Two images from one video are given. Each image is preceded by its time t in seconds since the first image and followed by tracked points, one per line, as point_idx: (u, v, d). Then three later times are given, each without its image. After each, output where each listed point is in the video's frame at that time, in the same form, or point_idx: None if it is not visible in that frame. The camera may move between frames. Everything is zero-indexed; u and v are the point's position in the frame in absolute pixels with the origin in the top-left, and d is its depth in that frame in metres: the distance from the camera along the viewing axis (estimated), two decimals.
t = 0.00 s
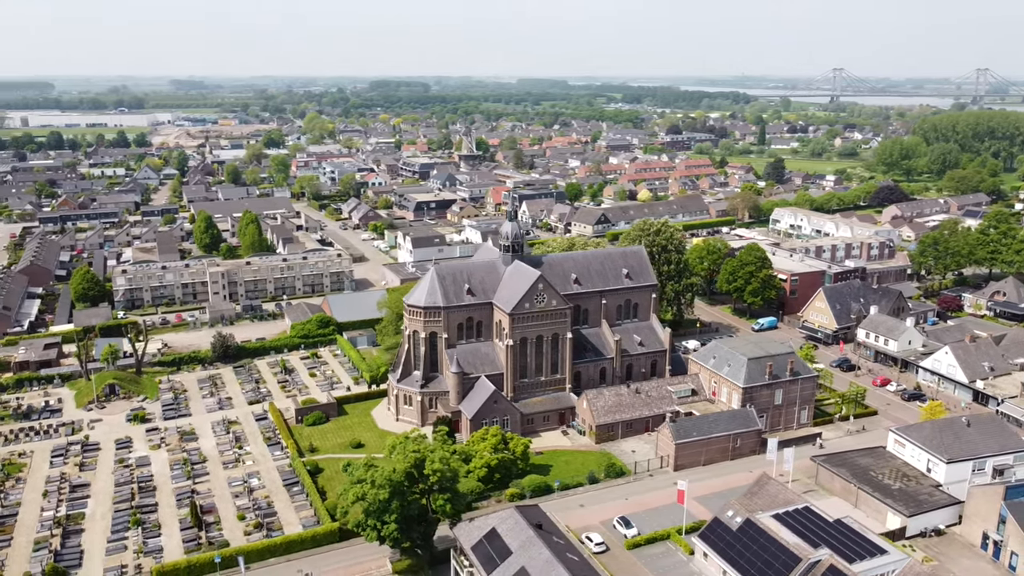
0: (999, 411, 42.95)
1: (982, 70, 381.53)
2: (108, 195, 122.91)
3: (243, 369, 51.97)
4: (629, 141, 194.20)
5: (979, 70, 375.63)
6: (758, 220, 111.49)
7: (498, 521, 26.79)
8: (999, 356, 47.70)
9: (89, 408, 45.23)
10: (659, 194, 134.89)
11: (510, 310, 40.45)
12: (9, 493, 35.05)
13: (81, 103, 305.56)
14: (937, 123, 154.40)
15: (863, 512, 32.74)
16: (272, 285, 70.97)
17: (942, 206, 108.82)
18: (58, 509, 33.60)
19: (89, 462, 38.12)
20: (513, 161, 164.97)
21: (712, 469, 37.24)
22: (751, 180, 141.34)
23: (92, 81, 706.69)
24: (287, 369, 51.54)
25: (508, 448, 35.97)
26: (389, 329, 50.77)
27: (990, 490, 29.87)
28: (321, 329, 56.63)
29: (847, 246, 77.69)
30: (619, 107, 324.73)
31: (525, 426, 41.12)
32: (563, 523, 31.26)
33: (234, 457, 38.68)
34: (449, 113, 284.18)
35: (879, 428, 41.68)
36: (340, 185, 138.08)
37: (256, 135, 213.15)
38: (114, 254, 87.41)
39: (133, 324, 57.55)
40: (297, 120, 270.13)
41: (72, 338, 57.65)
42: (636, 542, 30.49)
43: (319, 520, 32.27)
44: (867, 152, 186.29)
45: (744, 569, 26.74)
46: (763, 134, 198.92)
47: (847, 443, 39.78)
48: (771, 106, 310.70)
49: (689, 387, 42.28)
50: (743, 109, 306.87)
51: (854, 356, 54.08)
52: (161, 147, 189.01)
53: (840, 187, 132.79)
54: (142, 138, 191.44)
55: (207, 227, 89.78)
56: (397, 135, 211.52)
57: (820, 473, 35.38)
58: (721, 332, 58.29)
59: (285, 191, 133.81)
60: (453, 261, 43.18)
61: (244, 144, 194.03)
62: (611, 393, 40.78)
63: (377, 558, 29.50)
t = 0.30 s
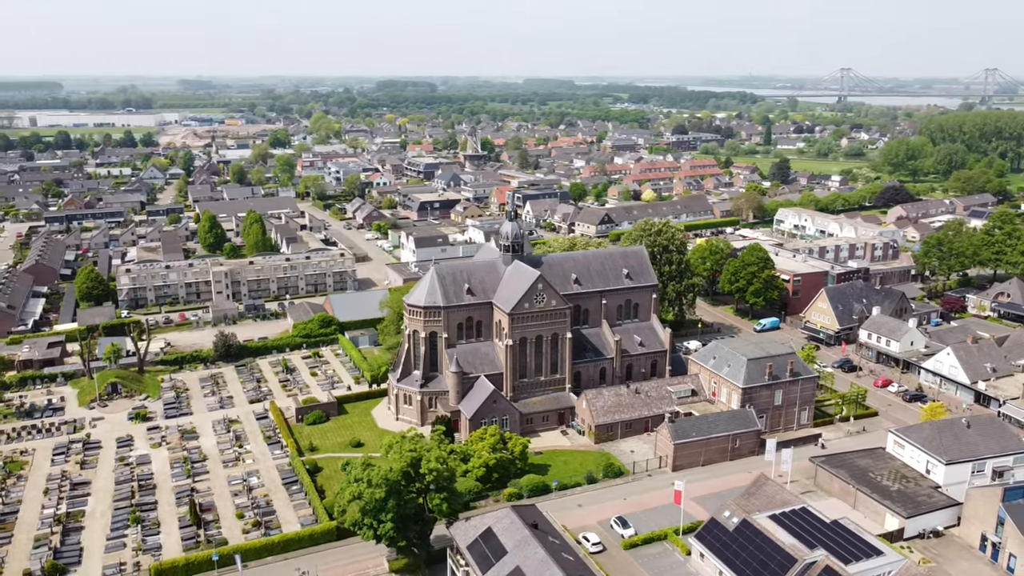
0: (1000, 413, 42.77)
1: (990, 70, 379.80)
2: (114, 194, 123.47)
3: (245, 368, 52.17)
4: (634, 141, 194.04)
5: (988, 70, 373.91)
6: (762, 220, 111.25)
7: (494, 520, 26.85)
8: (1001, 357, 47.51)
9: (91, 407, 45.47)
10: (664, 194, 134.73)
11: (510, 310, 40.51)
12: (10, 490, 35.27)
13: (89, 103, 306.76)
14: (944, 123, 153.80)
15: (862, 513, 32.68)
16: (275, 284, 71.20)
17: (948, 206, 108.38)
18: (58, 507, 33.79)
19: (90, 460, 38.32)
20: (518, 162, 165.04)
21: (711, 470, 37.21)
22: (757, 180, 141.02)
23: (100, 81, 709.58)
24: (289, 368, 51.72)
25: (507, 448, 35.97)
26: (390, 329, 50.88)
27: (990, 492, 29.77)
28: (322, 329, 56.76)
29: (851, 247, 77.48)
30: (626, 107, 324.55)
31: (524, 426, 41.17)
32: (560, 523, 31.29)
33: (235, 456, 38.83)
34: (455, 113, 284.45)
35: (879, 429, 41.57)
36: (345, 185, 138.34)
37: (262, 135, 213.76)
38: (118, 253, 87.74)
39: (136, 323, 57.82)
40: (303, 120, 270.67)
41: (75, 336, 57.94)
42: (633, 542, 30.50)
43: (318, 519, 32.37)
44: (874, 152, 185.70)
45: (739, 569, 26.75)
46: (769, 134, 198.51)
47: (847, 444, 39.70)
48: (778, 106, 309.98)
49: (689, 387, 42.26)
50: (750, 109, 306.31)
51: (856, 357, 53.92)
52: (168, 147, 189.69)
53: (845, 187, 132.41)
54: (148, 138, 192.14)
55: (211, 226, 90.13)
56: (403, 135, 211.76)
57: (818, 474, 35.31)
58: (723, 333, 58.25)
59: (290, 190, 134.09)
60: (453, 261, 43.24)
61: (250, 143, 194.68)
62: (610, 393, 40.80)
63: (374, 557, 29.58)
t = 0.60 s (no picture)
0: (1001, 414, 42.58)
1: (998, 70, 378.08)
2: (120, 193, 124.00)
3: (246, 367, 52.37)
4: (640, 141, 193.87)
5: (996, 70, 372.15)
6: (766, 221, 110.99)
7: (490, 519, 26.92)
8: (1003, 358, 47.32)
9: (92, 405, 45.69)
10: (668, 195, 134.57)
11: (509, 310, 40.59)
12: (11, 488, 35.50)
13: (97, 103, 307.94)
14: (950, 124, 153.13)
15: (860, 514, 32.62)
16: (278, 283, 71.45)
17: (953, 207, 107.98)
18: (58, 505, 33.99)
19: (91, 458, 38.54)
20: (523, 162, 165.06)
21: (709, 470, 37.17)
22: (761, 181, 140.75)
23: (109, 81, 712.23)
24: (290, 367, 51.87)
25: (505, 448, 35.97)
26: (391, 329, 51.02)
27: (988, 493, 29.69)
28: (324, 328, 56.88)
29: (854, 247, 77.29)
30: (632, 107, 324.25)
31: (523, 426, 41.23)
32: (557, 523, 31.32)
33: (234, 454, 38.97)
34: (461, 112, 284.69)
35: (879, 430, 41.46)
36: (350, 185, 138.59)
37: (268, 135, 214.21)
38: (123, 252, 88.10)
39: (139, 322, 58.11)
40: (309, 119, 271.07)
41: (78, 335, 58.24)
42: (629, 542, 30.51)
43: (316, 517, 32.49)
44: (880, 152, 185.08)
45: (734, 570, 26.73)
46: (774, 134, 198.15)
47: (847, 445, 39.59)
48: (784, 106, 309.28)
49: (688, 387, 42.25)
50: (757, 109, 305.74)
51: (857, 358, 53.81)
52: (174, 147, 190.35)
53: (850, 188, 132.06)
54: (155, 138, 192.77)
55: (215, 226, 90.52)
56: (408, 135, 211.95)
57: (817, 475, 35.25)
58: (724, 333, 58.24)
59: (294, 190, 134.35)
60: (453, 261, 43.34)
61: (256, 143, 195.29)
62: (609, 393, 40.82)
63: (371, 556, 29.67)
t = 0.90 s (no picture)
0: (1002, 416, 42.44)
1: (1006, 70, 376.31)
2: (125, 193, 124.46)
3: (247, 366, 52.57)
4: (644, 141, 193.70)
5: (1004, 70, 370.42)
6: (770, 221, 110.75)
7: (485, 519, 26.96)
8: (1005, 360, 47.15)
9: (94, 403, 45.90)
10: (672, 195, 134.47)
11: (508, 310, 40.65)
12: (12, 485, 35.73)
13: (104, 103, 309.06)
14: (956, 124, 152.60)
15: (858, 515, 32.57)
16: (280, 283, 71.66)
17: (958, 208, 107.55)
18: (58, 502, 34.19)
19: (91, 456, 38.73)
20: (527, 162, 165.10)
21: (708, 470, 37.15)
22: (766, 181, 140.43)
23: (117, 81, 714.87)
24: (290, 367, 52.03)
25: (503, 447, 36.00)
26: (391, 328, 51.10)
27: (985, 494, 29.62)
28: (325, 328, 57.02)
29: (857, 248, 77.10)
30: (638, 107, 324.16)
31: (521, 425, 41.29)
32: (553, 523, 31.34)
33: (234, 453, 39.12)
34: (467, 113, 284.80)
35: (878, 431, 41.35)
36: (354, 185, 138.84)
37: (273, 135, 214.64)
38: (127, 252, 88.48)
39: (142, 321, 58.40)
40: (315, 119, 271.74)
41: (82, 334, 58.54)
42: (626, 542, 30.52)
43: (313, 516, 32.59)
44: (886, 153, 184.46)
45: (730, 570, 26.71)
46: (779, 135, 197.75)
47: (846, 446, 39.51)
48: (791, 107, 308.51)
49: (687, 387, 42.22)
50: (763, 109, 305.02)
51: (859, 359, 53.66)
52: (180, 146, 191.02)
53: (855, 188, 131.69)
54: (161, 138, 193.56)
55: (219, 225, 90.81)
56: (413, 135, 212.26)
57: (815, 476, 35.20)
58: (725, 333, 58.19)
59: (299, 190, 134.65)
60: (453, 261, 43.42)
61: (261, 143, 195.95)
62: (608, 393, 40.83)
63: (368, 555, 29.74)
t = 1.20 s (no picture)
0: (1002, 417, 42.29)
1: (1015, 71, 374.52)
2: (130, 193, 124.88)
3: (248, 365, 52.76)
4: (650, 141, 193.45)
5: (1012, 70, 368.66)
6: (774, 221, 110.47)
7: (480, 518, 27.01)
8: (1007, 362, 46.96)
9: (96, 401, 46.11)
10: (676, 195, 134.23)
11: (507, 309, 40.70)
12: (12, 483, 35.94)
13: (112, 103, 310.06)
14: (962, 124, 151.89)
15: (855, 516, 32.51)
16: (283, 282, 71.86)
17: (964, 208, 107.10)
18: (58, 500, 34.39)
19: (92, 454, 38.95)
20: (532, 162, 165.07)
21: (706, 471, 37.14)
22: (770, 181, 140.04)
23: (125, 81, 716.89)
24: (291, 366, 52.18)
25: (501, 447, 36.05)
26: (392, 327, 51.19)
27: (983, 495, 29.55)
28: (326, 327, 57.19)
29: (861, 249, 76.87)
30: (644, 107, 323.84)
31: (520, 425, 41.34)
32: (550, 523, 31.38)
33: (233, 452, 39.27)
34: (472, 113, 284.90)
35: (878, 432, 41.24)
36: (358, 185, 139.00)
37: (279, 135, 215.05)
38: (132, 251, 88.79)
39: (144, 321, 58.63)
40: (321, 119, 272.19)
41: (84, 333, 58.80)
42: (622, 542, 30.53)
43: (311, 514, 32.71)
44: (893, 153, 183.71)
45: (725, 571, 26.71)
46: (785, 135, 197.28)
47: (845, 447, 39.44)
48: (797, 107, 307.69)
49: (686, 388, 42.18)
50: (769, 109, 304.24)
51: (860, 360, 53.52)
52: (186, 146, 191.57)
53: (860, 188, 131.23)
54: (167, 138, 194.15)
55: (223, 225, 91.10)
56: (419, 135, 212.38)
57: (813, 476, 35.14)
58: (726, 334, 58.15)
59: (303, 189, 134.88)
60: (453, 260, 43.50)
61: (267, 143, 196.30)
62: (607, 393, 40.83)
63: (364, 554, 29.84)
